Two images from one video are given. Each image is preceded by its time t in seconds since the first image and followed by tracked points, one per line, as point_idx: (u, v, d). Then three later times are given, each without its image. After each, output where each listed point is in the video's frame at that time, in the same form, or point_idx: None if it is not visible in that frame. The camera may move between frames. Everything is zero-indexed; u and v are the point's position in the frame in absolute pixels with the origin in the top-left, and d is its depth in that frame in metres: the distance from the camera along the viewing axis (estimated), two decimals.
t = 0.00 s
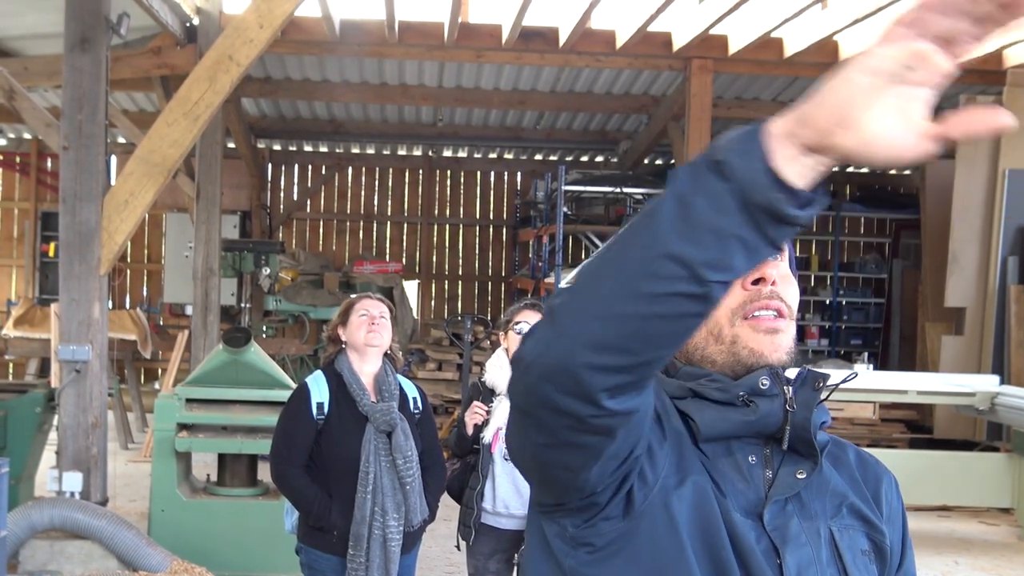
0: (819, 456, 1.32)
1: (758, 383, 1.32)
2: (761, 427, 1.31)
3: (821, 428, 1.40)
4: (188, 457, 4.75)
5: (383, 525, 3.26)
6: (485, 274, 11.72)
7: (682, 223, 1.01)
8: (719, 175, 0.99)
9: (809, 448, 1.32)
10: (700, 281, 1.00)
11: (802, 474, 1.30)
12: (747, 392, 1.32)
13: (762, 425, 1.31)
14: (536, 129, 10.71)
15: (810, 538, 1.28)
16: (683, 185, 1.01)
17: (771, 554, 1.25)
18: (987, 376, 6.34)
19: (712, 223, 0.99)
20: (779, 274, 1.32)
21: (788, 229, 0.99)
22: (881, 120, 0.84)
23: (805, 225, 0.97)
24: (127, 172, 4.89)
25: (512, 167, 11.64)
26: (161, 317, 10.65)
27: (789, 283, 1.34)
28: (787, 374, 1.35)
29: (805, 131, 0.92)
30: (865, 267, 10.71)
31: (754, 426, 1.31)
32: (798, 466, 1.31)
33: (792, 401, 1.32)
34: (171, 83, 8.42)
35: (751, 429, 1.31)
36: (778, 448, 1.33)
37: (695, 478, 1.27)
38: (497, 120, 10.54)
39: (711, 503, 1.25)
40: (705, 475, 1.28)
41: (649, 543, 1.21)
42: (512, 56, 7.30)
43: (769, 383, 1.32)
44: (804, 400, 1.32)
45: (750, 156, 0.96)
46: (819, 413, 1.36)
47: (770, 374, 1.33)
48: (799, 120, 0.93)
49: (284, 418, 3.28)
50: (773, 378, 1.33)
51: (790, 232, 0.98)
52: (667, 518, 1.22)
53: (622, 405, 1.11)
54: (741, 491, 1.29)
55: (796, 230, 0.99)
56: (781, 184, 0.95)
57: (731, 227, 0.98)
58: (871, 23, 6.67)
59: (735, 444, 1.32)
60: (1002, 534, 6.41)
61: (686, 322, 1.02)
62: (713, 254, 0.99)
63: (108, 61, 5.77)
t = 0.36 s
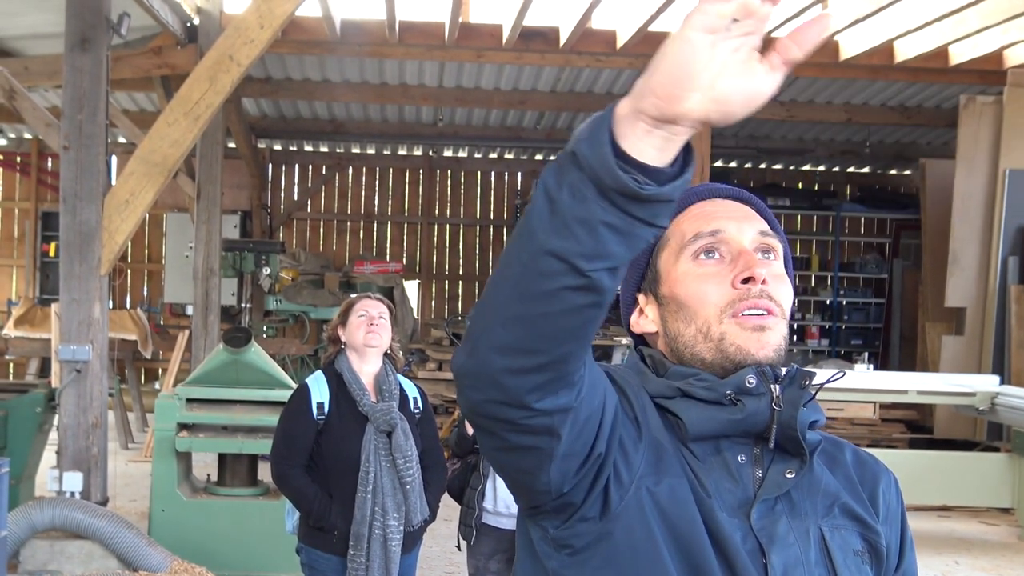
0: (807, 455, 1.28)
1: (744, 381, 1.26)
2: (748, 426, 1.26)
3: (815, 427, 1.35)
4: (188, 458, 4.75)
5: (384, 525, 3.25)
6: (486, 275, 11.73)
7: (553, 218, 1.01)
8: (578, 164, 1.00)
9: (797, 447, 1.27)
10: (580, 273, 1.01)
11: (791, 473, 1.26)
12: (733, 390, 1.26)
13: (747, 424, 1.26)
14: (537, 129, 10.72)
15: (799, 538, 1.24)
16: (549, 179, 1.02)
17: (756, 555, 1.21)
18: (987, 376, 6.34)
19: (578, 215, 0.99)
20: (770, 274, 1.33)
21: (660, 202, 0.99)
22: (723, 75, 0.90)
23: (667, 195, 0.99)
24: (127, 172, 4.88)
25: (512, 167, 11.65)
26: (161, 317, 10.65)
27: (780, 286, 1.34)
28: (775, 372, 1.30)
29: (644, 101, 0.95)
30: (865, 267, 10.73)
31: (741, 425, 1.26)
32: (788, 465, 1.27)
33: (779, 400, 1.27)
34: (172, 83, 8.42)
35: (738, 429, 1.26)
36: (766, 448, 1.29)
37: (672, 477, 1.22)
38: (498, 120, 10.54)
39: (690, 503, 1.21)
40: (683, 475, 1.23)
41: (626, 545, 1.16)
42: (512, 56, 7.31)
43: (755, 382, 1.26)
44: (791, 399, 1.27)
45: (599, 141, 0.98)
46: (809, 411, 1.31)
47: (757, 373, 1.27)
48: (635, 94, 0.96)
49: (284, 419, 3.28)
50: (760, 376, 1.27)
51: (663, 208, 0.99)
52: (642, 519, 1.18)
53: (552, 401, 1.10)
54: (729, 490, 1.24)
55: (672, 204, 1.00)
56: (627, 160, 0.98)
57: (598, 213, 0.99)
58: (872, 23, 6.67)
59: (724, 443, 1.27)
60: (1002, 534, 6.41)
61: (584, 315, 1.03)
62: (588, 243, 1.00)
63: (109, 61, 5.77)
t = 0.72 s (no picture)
0: (800, 455, 1.27)
1: (739, 381, 1.27)
2: (742, 425, 1.26)
3: (809, 428, 1.35)
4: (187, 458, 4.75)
5: (383, 525, 3.25)
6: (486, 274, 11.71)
7: (519, 220, 1.04)
8: (536, 164, 1.04)
9: (791, 447, 1.27)
10: (554, 270, 1.04)
11: (784, 473, 1.26)
12: (728, 390, 1.26)
13: (741, 423, 1.26)
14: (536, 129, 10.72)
15: (792, 538, 1.23)
16: (509, 183, 1.06)
17: (749, 554, 1.20)
18: (987, 376, 6.34)
19: (541, 212, 1.03)
20: (766, 274, 1.33)
21: (620, 189, 1.03)
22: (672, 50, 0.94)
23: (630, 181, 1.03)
24: (126, 172, 4.88)
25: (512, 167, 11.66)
26: (160, 317, 10.64)
27: (776, 287, 1.35)
28: (769, 372, 1.30)
29: (610, 96, 0.98)
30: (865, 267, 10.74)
31: (736, 424, 1.26)
32: (782, 465, 1.27)
33: (773, 400, 1.27)
34: (171, 83, 8.42)
35: (732, 428, 1.26)
36: (759, 448, 1.28)
37: (663, 477, 1.22)
38: (497, 120, 10.54)
39: (680, 503, 1.20)
40: (674, 475, 1.22)
41: (617, 544, 1.16)
42: (511, 56, 7.31)
43: (750, 381, 1.27)
44: (785, 399, 1.27)
45: (554, 138, 1.02)
46: (803, 411, 1.31)
47: (752, 373, 1.28)
48: (596, 90, 0.99)
49: (283, 419, 3.28)
50: (755, 376, 1.28)
51: (622, 193, 1.03)
52: (632, 518, 1.17)
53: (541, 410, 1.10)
54: (723, 489, 1.24)
55: (633, 188, 1.04)
56: (584, 154, 1.02)
57: (563, 209, 1.02)
58: (871, 23, 6.67)
59: (719, 442, 1.27)
60: (1002, 534, 6.41)
61: (562, 310, 1.06)
62: (557, 239, 1.03)
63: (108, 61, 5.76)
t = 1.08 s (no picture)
0: (806, 456, 1.27)
1: (746, 381, 1.26)
2: (749, 426, 1.25)
3: (813, 429, 1.35)
4: (187, 458, 4.75)
5: (382, 526, 3.25)
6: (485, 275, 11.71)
7: (513, 206, 1.04)
8: (517, 146, 1.03)
9: (797, 448, 1.27)
10: (561, 246, 1.04)
11: (789, 474, 1.25)
12: (735, 390, 1.26)
13: (749, 424, 1.25)
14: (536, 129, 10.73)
15: (797, 539, 1.23)
16: (493, 172, 1.05)
17: (754, 554, 1.20)
18: (987, 376, 6.33)
19: (535, 191, 1.02)
20: (773, 275, 1.34)
21: (603, 152, 1.03)
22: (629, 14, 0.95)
23: (614, 139, 1.03)
24: (126, 172, 4.88)
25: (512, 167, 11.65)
26: (160, 317, 10.64)
27: (784, 289, 1.35)
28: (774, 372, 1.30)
29: (584, 67, 0.98)
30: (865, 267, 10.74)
31: (743, 425, 1.25)
32: (786, 467, 1.26)
33: (781, 401, 1.26)
34: (171, 83, 8.42)
35: (739, 428, 1.26)
36: (767, 449, 1.28)
37: (671, 477, 1.21)
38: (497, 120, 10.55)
39: (688, 501, 1.19)
40: (681, 474, 1.22)
41: (624, 541, 1.15)
42: (511, 56, 7.30)
43: (758, 382, 1.26)
44: (792, 400, 1.27)
45: (532, 117, 1.01)
46: (809, 413, 1.30)
47: (759, 374, 1.28)
48: (566, 63, 0.98)
49: (285, 418, 3.28)
50: (762, 377, 1.27)
51: (606, 152, 1.03)
52: (640, 516, 1.17)
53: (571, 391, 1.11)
54: (728, 489, 1.24)
55: (614, 149, 1.04)
56: (564, 124, 1.02)
57: (557, 183, 1.02)
58: (871, 23, 6.67)
59: (725, 443, 1.26)
60: (1002, 534, 6.41)
61: (572, 286, 1.06)
62: (557, 217, 1.03)
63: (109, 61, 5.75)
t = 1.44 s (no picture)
0: (811, 456, 1.27)
1: (752, 381, 1.26)
2: (755, 425, 1.25)
3: (819, 429, 1.35)
4: (189, 458, 4.75)
5: (383, 525, 3.25)
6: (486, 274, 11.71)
7: (519, 202, 1.04)
8: (524, 145, 1.04)
9: (802, 448, 1.27)
10: (564, 245, 1.04)
11: (794, 474, 1.25)
12: (741, 389, 1.25)
13: (754, 423, 1.25)
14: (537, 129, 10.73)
15: (801, 539, 1.23)
16: (499, 169, 1.05)
17: (759, 554, 1.19)
18: (988, 376, 6.33)
19: (539, 188, 1.02)
20: (780, 275, 1.34)
21: (611, 153, 1.03)
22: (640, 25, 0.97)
23: (622, 140, 1.03)
24: (128, 172, 4.89)
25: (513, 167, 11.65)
26: (162, 317, 10.63)
27: (790, 289, 1.36)
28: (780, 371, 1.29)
29: (594, 72, 0.99)
30: (866, 267, 10.74)
31: (749, 423, 1.25)
32: (791, 466, 1.26)
33: (787, 400, 1.26)
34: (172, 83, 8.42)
35: (744, 427, 1.25)
36: (772, 449, 1.28)
37: (677, 475, 1.21)
38: (498, 120, 10.56)
39: (692, 500, 1.19)
40: (686, 472, 1.21)
41: (629, 540, 1.14)
42: (513, 56, 7.30)
43: (763, 381, 1.26)
44: (797, 400, 1.27)
45: (539, 114, 1.02)
46: (814, 413, 1.30)
47: (765, 372, 1.28)
48: (575, 66, 1.00)
49: (284, 419, 3.28)
50: (768, 376, 1.27)
51: (613, 154, 1.03)
52: (644, 514, 1.16)
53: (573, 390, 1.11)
54: (734, 489, 1.23)
55: (622, 150, 1.04)
56: (569, 124, 1.02)
57: (561, 183, 1.02)
58: (872, 24, 6.67)
59: (730, 442, 1.26)
60: (1003, 535, 6.41)
61: (576, 285, 1.06)
62: (562, 216, 1.03)
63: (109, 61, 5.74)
